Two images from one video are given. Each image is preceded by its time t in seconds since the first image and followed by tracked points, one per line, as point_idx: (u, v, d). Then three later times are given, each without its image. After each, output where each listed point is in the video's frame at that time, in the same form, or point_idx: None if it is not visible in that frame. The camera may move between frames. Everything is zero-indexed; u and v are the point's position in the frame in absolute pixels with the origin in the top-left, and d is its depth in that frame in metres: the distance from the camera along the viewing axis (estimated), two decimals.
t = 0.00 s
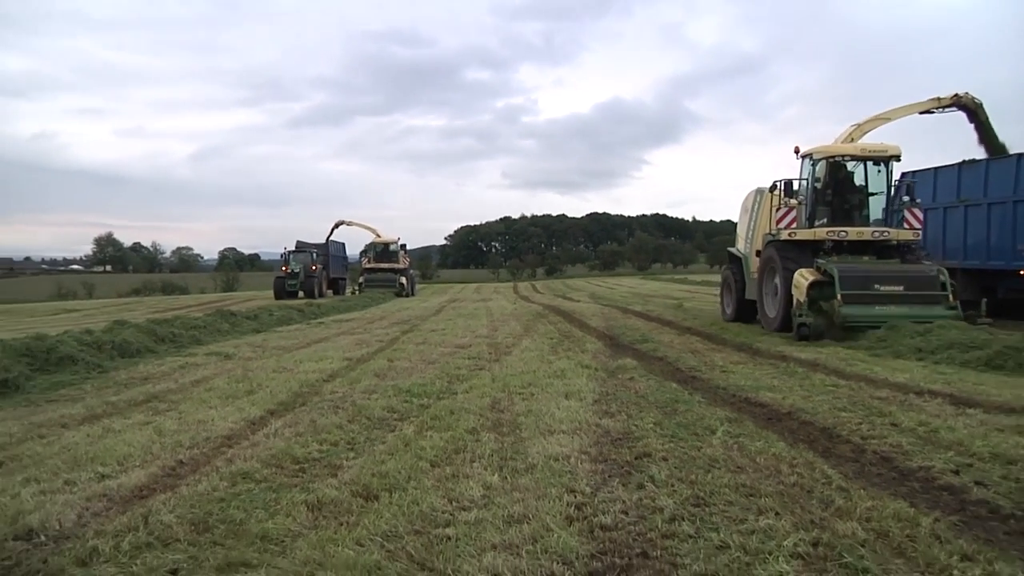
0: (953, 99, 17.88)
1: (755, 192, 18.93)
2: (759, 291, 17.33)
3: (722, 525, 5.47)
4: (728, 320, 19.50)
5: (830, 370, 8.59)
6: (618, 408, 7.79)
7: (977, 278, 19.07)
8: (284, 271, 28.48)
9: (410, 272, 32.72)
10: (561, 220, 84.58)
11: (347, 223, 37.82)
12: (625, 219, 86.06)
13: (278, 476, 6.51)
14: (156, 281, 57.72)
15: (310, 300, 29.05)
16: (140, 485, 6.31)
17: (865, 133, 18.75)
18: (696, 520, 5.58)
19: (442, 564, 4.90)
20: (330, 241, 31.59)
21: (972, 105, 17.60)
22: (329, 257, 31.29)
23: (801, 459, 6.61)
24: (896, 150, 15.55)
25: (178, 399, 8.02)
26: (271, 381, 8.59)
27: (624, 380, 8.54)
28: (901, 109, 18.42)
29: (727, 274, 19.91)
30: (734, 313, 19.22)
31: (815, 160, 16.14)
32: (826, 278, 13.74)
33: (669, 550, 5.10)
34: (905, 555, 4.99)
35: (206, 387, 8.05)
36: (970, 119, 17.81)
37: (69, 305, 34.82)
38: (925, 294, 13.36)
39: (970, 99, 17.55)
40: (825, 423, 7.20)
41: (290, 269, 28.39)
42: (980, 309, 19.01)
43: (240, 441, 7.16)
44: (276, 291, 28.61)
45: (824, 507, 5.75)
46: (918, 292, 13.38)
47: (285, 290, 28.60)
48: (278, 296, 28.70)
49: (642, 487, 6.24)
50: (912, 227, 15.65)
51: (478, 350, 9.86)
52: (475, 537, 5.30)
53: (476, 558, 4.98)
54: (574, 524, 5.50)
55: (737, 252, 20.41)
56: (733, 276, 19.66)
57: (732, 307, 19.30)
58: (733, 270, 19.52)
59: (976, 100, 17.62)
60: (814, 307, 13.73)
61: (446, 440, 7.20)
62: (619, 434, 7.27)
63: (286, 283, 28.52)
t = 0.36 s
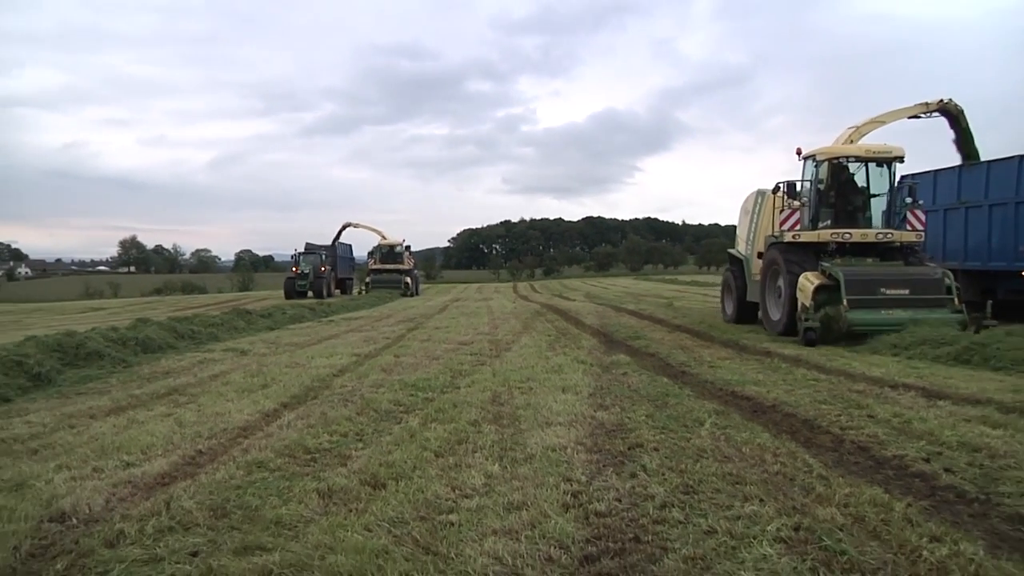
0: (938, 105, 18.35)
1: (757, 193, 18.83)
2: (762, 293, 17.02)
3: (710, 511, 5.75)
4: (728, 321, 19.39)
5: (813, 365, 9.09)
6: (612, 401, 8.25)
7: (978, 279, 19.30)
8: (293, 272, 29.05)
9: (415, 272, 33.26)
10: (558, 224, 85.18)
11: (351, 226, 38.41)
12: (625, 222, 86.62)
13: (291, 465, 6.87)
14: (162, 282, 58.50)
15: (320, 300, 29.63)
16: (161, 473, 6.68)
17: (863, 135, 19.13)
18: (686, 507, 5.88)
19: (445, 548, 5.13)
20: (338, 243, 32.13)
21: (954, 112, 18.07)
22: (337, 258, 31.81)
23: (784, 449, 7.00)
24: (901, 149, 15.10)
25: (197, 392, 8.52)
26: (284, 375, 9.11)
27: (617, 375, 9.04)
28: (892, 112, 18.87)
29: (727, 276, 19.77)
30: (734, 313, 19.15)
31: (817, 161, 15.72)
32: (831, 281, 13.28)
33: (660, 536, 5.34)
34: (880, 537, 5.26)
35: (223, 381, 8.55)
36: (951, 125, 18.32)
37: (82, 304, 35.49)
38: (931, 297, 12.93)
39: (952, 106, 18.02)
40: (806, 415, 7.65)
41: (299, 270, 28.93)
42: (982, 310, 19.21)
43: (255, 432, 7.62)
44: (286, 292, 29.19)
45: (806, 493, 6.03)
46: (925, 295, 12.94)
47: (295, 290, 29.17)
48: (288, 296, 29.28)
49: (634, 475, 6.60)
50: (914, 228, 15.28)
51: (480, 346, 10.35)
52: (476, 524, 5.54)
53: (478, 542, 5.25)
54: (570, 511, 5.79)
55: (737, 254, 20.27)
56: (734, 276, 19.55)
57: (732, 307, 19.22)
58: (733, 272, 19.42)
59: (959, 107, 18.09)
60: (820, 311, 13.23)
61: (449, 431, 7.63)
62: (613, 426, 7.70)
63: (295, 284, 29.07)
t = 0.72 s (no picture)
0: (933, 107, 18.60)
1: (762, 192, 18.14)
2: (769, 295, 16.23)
3: (701, 501, 6.02)
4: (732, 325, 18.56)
5: (799, 361, 9.52)
6: (608, 397, 8.62)
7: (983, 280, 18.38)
8: (298, 272, 29.41)
9: (418, 273, 33.66)
10: (556, 226, 85.53)
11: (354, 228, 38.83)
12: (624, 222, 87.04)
13: (300, 458, 7.18)
14: (165, 282, 58.94)
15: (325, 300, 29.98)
16: (177, 464, 6.96)
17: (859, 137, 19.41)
18: (678, 498, 6.14)
19: (448, 536, 5.42)
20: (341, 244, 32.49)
21: (949, 115, 18.32)
22: (341, 259, 32.10)
23: (772, 441, 7.32)
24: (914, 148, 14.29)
25: (211, 387, 8.91)
26: (293, 372, 9.52)
27: (612, 371, 9.42)
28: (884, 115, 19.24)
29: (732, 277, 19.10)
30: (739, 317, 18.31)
31: (826, 158, 14.89)
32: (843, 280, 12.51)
33: (653, 524, 5.61)
34: (862, 525, 5.44)
35: (235, 377, 8.94)
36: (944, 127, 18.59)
37: (89, 305, 35.90)
38: (948, 296, 12.21)
39: (947, 109, 18.28)
40: (793, 409, 8.01)
41: (303, 270, 29.27)
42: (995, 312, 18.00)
43: (265, 425, 7.97)
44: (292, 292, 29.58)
45: (792, 484, 6.29)
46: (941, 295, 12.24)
47: (300, 291, 29.53)
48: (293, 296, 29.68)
49: (629, 467, 6.93)
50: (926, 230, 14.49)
51: (481, 343, 10.74)
52: (478, 513, 5.86)
53: (479, 530, 5.53)
54: (568, 501, 6.10)
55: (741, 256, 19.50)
56: (738, 277, 18.74)
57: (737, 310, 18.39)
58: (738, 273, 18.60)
59: (953, 109, 18.32)
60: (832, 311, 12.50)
61: (451, 425, 7.98)
62: (609, 420, 8.04)
63: (299, 284, 29.43)
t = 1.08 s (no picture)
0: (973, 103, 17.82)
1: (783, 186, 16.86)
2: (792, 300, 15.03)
3: (701, 501, 6.02)
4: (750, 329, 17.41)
5: (799, 362, 9.50)
6: (607, 397, 8.63)
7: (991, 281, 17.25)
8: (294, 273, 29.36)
9: (416, 273, 33.70)
10: (556, 227, 85.46)
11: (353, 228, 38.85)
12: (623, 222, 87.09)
13: (300, 458, 7.19)
14: (162, 283, 58.74)
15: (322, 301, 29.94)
16: (178, 464, 6.96)
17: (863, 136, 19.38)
18: (678, 498, 6.14)
19: (448, 537, 5.42)
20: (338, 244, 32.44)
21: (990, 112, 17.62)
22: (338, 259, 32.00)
23: (772, 441, 7.31)
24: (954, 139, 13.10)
25: (211, 387, 8.93)
26: (292, 372, 9.51)
27: (612, 371, 9.44)
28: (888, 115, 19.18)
29: (749, 279, 17.83)
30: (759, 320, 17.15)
31: (857, 152, 13.72)
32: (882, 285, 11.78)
33: (654, 524, 5.61)
34: (862, 525, 5.43)
35: (235, 377, 8.95)
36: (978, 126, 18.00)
37: (87, 305, 35.90)
38: (992, 303, 11.62)
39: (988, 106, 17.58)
40: (793, 409, 8.01)
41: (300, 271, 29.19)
42: None
43: (265, 425, 7.98)
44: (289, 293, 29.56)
45: (792, 484, 6.29)
46: (984, 300, 11.64)
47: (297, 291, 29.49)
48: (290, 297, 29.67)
49: (629, 467, 6.92)
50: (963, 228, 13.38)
51: (480, 343, 10.76)
52: (478, 513, 5.86)
53: (479, 531, 5.53)
54: (568, 501, 6.11)
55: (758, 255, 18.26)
56: (757, 278, 17.57)
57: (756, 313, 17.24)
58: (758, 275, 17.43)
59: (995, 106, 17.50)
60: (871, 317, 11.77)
61: (451, 424, 8.00)
62: (609, 420, 8.04)
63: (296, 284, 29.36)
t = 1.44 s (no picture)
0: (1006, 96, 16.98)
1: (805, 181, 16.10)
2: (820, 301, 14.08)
3: (701, 501, 6.02)
4: (769, 331, 16.72)
5: (799, 362, 9.50)
6: (607, 397, 8.63)
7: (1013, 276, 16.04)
8: (293, 274, 29.47)
9: (416, 273, 33.83)
10: (555, 227, 85.55)
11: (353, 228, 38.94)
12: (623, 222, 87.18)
13: (300, 458, 7.19)
14: (162, 283, 58.83)
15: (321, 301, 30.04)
16: (177, 465, 6.95)
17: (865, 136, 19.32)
18: (677, 498, 6.15)
19: (447, 537, 5.43)
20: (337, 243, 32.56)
21: None
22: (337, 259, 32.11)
23: (772, 441, 7.31)
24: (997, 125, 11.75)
25: (211, 387, 8.95)
26: (291, 373, 9.52)
27: (612, 371, 9.44)
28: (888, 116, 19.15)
29: (769, 281, 17.23)
30: (778, 323, 16.47)
31: (888, 140, 12.43)
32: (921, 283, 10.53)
33: (654, 524, 5.61)
34: (862, 525, 5.43)
35: (234, 377, 8.95)
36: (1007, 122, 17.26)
37: (88, 305, 36.00)
38: None
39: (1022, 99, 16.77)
40: (793, 410, 8.01)
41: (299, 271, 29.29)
42: None
43: (264, 426, 7.97)
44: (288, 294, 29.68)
45: (792, 484, 6.29)
46: None
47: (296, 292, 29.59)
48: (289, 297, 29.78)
49: (629, 468, 6.90)
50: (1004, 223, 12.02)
51: (480, 343, 10.77)
52: (478, 513, 5.86)
53: (479, 531, 5.53)
54: (568, 501, 6.11)
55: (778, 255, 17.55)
56: (777, 281, 16.95)
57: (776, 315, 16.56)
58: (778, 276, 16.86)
59: None
60: (911, 318, 10.57)
61: (451, 424, 8.00)
62: (609, 421, 8.04)
63: (295, 284, 29.43)
